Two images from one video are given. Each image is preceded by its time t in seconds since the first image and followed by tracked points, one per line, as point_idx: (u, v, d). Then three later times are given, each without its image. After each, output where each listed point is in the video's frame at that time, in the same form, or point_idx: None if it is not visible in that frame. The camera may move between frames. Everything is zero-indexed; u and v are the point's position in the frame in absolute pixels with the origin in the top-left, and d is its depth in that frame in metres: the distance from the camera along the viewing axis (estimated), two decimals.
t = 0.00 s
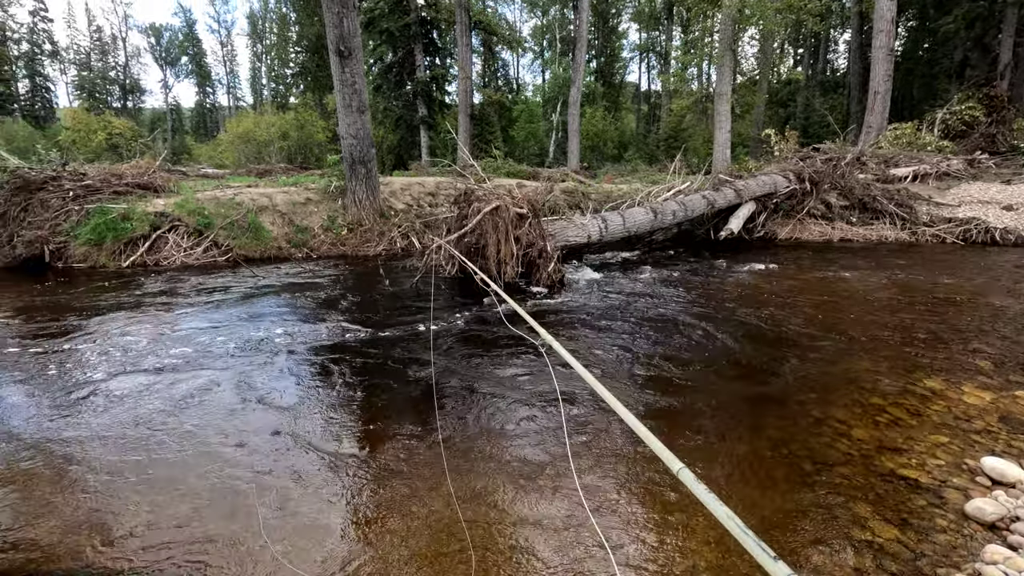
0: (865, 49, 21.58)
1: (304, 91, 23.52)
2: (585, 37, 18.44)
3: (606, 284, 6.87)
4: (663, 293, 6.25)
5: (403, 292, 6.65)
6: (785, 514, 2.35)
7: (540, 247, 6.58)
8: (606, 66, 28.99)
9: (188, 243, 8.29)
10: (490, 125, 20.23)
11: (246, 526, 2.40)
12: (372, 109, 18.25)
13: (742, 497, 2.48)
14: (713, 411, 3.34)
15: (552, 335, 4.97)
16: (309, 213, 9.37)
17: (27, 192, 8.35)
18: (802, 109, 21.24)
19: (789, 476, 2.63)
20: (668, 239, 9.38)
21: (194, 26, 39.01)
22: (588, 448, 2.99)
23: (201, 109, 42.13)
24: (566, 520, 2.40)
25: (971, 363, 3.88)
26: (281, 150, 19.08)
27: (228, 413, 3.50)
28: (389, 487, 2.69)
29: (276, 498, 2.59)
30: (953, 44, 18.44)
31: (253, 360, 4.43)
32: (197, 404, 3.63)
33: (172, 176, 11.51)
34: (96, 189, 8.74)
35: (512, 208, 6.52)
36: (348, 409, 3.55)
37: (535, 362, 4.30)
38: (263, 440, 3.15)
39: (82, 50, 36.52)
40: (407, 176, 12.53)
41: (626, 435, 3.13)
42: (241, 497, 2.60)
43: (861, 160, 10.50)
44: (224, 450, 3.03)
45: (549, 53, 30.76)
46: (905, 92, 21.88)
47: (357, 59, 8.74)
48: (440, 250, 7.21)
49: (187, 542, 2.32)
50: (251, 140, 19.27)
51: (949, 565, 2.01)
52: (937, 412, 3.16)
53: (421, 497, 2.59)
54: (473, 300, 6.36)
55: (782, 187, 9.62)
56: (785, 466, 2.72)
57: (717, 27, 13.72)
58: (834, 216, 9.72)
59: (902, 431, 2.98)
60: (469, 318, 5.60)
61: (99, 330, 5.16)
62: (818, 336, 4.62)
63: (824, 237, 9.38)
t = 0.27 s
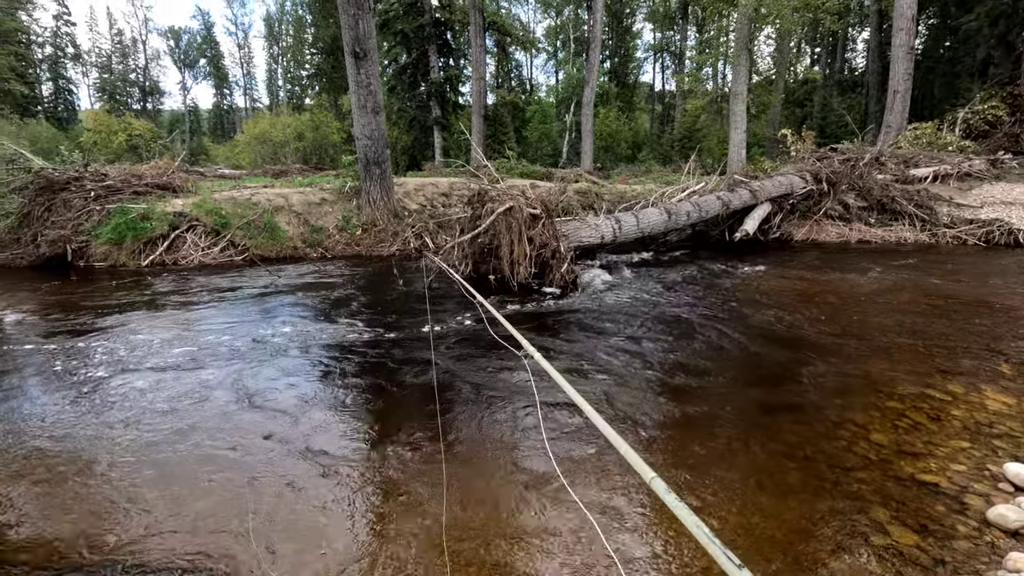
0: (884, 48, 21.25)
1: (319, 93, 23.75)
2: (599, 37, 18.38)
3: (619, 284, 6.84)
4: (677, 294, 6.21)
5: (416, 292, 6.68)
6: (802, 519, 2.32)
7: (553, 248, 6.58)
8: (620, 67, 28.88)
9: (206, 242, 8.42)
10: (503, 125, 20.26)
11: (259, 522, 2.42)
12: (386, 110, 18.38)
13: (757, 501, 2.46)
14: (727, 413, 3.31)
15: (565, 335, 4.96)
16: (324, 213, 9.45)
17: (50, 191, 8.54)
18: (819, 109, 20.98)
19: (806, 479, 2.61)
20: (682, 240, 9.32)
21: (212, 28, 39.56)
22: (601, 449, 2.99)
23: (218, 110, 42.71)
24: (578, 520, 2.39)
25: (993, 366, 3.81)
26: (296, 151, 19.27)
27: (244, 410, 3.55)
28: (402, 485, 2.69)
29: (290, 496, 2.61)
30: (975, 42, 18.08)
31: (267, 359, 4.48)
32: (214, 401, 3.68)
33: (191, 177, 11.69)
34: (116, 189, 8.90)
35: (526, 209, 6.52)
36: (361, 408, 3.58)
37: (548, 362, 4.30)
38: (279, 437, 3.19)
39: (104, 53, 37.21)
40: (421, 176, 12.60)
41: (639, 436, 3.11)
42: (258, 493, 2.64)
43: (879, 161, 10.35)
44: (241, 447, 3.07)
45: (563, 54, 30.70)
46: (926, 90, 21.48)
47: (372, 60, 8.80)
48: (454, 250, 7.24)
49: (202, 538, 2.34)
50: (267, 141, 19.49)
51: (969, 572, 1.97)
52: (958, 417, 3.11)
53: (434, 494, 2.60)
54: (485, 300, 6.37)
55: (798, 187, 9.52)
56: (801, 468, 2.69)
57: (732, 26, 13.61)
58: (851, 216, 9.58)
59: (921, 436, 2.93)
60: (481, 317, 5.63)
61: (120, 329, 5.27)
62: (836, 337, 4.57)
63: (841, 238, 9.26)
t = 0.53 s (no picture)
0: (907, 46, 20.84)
1: (336, 94, 23.99)
2: (615, 38, 18.30)
3: (633, 286, 6.81)
4: (693, 296, 6.16)
5: (431, 293, 6.71)
6: (821, 524, 2.30)
7: (568, 249, 6.57)
8: (636, 67, 28.74)
9: (225, 242, 8.55)
10: (519, 126, 20.26)
11: (276, 519, 2.45)
12: (402, 111, 18.50)
13: (775, 505, 2.43)
14: (744, 416, 3.29)
15: (580, 337, 4.94)
16: (341, 214, 9.55)
17: (76, 192, 8.69)
18: (839, 108, 20.65)
19: (823, 484, 2.58)
20: (698, 242, 9.24)
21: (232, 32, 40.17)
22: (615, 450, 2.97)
23: (238, 112, 43.34)
24: (592, 520, 2.38)
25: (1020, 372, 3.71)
26: (313, 152, 19.48)
27: (262, 408, 3.60)
28: (417, 484, 2.71)
29: (306, 494, 2.64)
30: (1001, 40, 17.66)
31: (284, 357, 4.54)
32: (232, 399, 3.74)
33: (211, 178, 11.89)
34: (139, 190, 9.08)
35: (541, 210, 6.52)
36: (376, 407, 3.61)
37: (562, 364, 4.29)
38: (296, 436, 3.23)
39: (127, 56, 37.97)
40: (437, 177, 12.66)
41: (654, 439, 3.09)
42: (275, 491, 2.67)
43: (901, 161, 10.16)
44: (258, 445, 3.12)
45: (579, 54, 30.63)
46: (950, 90, 21.07)
47: (389, 62, 8.86)
48: (469, 251, 7.26)
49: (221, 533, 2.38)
50: (285, 143, 19.72)
51: None
52: (982, 423, 3.05)
53: (448, 494, 2.61)
54: (500, 300, 6.38)
55: (818, 188, 9.38)
56: (819, 474, 2.66)
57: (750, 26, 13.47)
58: (872, 218, 9.43)
59: (943, 442, 2.87)
60: (495, 317, 5.64)
61: (141, 327, 5.38)
62: (855, 341, 4.50)
63: (862, 240, 9.10)
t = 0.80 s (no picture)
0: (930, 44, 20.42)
1: (353, 96, 24.21)
2: (631, 38, 18.21)
3: (648, 288, 6.77)
4: (709, 299, 6.10)
5: (446, 293, 6.76)
6: (838, 529, 2.27)
7: (583, 250, 6.56)
8: (653, 67, 28.59)
9: (244, 242, 8.69)
10: (534, 127, 20.25)
11: (291, 517, 2.48)
12: (419, 113, 18.62)
13: (791, 509, 2.41)
14: (761, 420, 3.26)
15: (593, 338, 4.92)
16: (357, 214, 9.63)
17: (100, 193, 8.83)
18: (860, 108, 20.33)
19: (842, 489, 2.54)
20: (715, 243, 9.16)
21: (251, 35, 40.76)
22: (628, 452, 2.96)
23: (257, 114, 43.96)
24: (605, 523, 2.38)
25: None
26: (331, 153, 19.68)
27: (279, 406, 3.66)
28: (431, 483, 2.73)
29: (322, 492, 2.67)
30: None
31: (301, 356, 4.59)
32: (250, 397, 3.79)
33: (231, 178, 12.08)
34: (161, 191, 9.25)
35: (556, 211, 6.51)
36: (392, 407, 3.63)
37: (576, 365, 4.28)
38: (312, 434, 3.27)
39: (150, 60, 38.71)
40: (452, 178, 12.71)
41: (668, 441, 3.08)
42: (292, 488, 2.71)
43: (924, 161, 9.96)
44: (274, 442, 3.16)
45: (595, 55, 30.54)
46: (975, 88, 20.64)
47: (406, 64, 8.93)
48: (483, 252, 7.30)
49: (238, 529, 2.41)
50: (303, 144, 19.96)
51: None
52: (1008, 429, 2.98)
53: (461, 495, 2.62)
54: (514, 301, 6.39)
55: (837, 189, 9.25)
56: (837, 479, 2.62)
57: (769, 25, 13.33)
58: (894, 219, 9.26)
59: (967, 449, 2.81)
60: (510, 318, 5.65)
61: (163, 324, 5.49)
62: (876, 344, 4.43)
63: (883, 242, 8.95)
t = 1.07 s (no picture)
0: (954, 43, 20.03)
1: (369, 98, 24.39)
2: (647, 39, 18.11)
3: (664, 289, 6.73)
4: (726, 301, 6.05)
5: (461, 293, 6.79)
6: (859, 535, 2.24)
7: (598, 251, 6.55)
8: (668, 67, 28.42)
9: (262, 243, 8.81)
10: (549, 128, 20.23)
11: (307, 515, 2.50)
12: (434, 114, 18.72)
13: (811, 515, 2.38)
14: (779, 423, 3.22)
15: (608, 340, 4.92)
16: (373, 215, 9.71)
17: (123, 194, 8.99)
18: (881, 108, 20.01)
19: (861, 494, 2.50)
20: (731, 245, 9.08)
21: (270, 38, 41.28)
22: (644, 453, 2.95)
23: (274, 116, 44.51)
24: (620, 524, 2.37)
25: None
26: (347, 155, 19.84)
27: (297, 404, 3.71)
28: (446, 482, 2.74)
29: (338, 491, 2.69)
30: None
31: (317, 356, 4.64)
32: (267, 396, 3.84)
33: (249, 180, 12.24)
34: (182, 191, 9.42)
35: (571, 212, 6.51)
36: (408, 406, 3.66)
37: (591, 366, 4.27)
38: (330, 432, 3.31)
39: (171, 63, 39.38)
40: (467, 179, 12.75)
41: (684, 443, 3.06)
42: (310, 485, 2.74)
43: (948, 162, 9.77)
44: (293, 440, 3.21)
45: (610, 56, 30.43)
46: (1000, 87, 20.22)
47: (422, 65, 8.98)
48: (498, 252, 7.32)
49: (255, 526, 2.44)
50: (320, 145, 20.15)
51: None
52: None
53: (476, 494, 2.63)
54: (529, 302, 6.39)
55: (857, 191, 9.11)
56: (856, 484, 2.59)
57: (787, 24, 13.18)
58: (915, 221, 9.11)
59: (992, 454, 2.76)
60: (525, 319, 5.66)
61: (184, 322, 5.59)
62: (897, 348, 4.36)
63: (904, 245, 8.80)
